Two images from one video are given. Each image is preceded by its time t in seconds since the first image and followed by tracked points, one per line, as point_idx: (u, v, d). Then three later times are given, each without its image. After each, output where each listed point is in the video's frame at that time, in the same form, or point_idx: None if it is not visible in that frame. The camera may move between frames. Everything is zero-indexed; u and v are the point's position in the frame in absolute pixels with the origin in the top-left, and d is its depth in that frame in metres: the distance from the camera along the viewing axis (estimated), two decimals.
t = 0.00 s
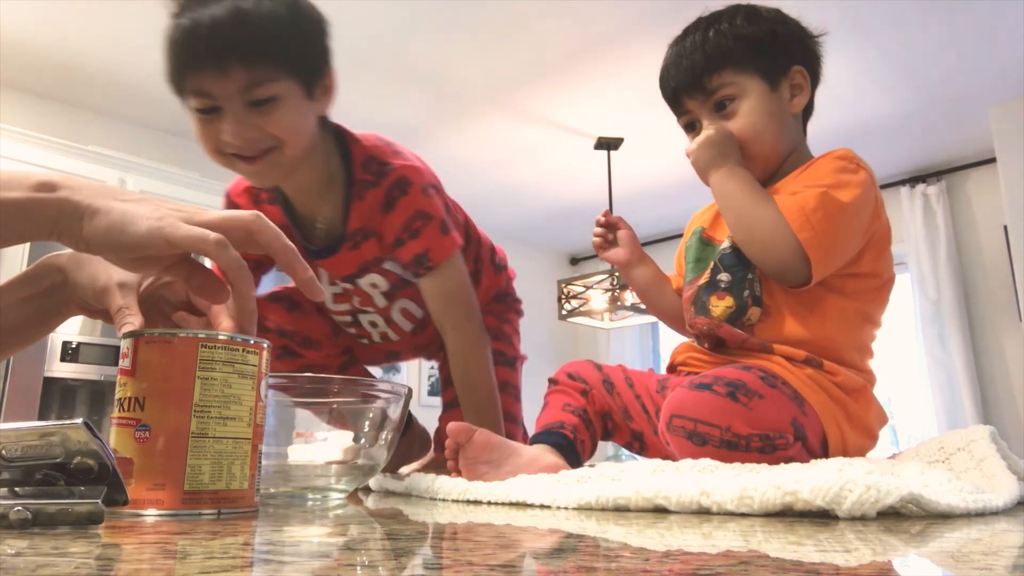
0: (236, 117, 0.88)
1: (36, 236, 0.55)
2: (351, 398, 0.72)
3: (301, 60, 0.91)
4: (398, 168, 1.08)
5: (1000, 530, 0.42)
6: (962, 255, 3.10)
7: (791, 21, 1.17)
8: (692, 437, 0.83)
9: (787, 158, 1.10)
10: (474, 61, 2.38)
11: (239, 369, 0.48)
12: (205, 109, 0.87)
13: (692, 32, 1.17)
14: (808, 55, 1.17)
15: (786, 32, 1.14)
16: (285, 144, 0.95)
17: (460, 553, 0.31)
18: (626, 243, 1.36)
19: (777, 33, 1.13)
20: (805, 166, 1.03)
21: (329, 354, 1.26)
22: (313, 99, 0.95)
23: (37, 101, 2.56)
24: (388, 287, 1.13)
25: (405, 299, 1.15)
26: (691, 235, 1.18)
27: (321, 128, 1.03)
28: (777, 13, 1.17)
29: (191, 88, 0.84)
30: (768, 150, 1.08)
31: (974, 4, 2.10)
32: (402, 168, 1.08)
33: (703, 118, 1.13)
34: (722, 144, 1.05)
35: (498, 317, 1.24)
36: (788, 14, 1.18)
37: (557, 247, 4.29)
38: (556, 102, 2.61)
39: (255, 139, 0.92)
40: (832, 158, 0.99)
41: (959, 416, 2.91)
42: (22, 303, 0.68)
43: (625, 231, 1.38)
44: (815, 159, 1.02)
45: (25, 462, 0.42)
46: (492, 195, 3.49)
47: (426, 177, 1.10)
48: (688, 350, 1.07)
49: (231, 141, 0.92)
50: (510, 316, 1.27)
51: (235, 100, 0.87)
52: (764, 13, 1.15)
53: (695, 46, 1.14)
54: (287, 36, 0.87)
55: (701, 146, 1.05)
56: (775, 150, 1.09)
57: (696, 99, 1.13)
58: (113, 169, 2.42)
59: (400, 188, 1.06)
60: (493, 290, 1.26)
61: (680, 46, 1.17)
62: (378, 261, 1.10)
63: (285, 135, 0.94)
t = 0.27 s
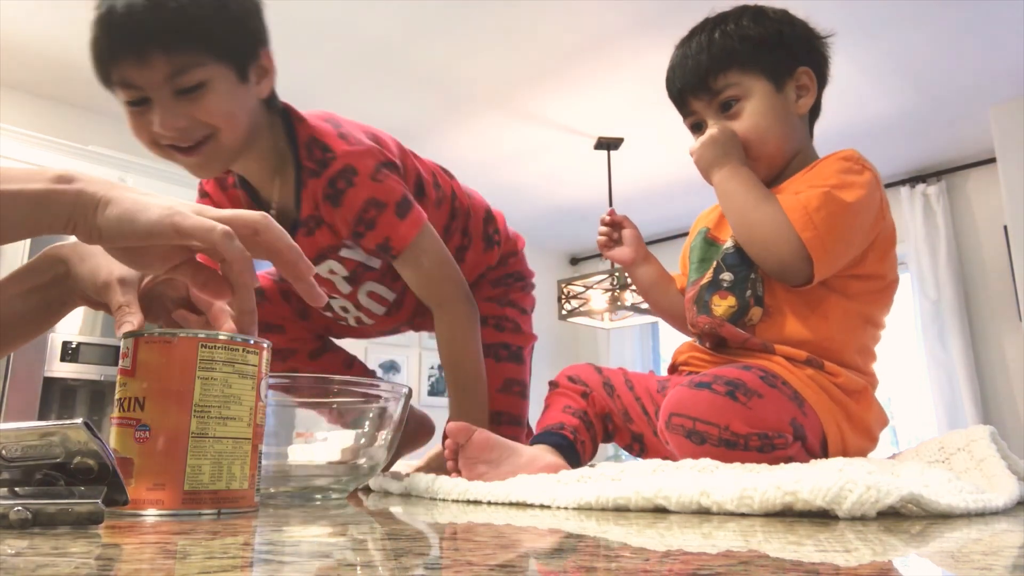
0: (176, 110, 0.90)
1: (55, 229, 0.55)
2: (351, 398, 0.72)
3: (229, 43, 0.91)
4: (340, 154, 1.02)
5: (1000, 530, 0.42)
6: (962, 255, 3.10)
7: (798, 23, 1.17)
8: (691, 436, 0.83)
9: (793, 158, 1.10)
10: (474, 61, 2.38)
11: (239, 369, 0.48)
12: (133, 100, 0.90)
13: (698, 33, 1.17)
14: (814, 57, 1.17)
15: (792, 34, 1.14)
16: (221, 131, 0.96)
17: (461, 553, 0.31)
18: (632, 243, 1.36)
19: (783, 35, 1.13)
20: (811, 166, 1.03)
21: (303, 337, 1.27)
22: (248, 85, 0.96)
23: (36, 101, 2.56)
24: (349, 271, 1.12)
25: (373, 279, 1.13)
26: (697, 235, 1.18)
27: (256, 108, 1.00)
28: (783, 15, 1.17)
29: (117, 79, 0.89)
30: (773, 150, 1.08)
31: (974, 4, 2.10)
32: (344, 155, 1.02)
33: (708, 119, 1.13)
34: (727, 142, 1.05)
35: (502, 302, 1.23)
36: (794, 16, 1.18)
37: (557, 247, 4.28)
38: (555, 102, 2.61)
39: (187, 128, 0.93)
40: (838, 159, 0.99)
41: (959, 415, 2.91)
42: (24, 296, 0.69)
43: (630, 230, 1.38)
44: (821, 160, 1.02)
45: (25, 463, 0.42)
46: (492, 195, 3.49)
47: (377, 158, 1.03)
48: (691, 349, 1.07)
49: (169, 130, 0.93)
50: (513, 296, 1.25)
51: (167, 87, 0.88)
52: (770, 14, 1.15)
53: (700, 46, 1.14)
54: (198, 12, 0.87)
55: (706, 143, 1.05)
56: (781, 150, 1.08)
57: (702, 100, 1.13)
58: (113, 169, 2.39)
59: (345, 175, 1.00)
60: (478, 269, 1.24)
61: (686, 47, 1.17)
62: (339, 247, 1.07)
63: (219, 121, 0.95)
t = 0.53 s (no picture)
0: (151, 104, 0.98)
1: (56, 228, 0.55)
2: (351, 399, 0.72)
3: (202, 40, 0.99)
4: (323, 138, 1.00)
5: (1000, 529, 0.42)
6: (962, 255, 3.10)
7: (800, 22, 1.17)
8: (689, 436, 0.84)
9: (795, 159, 1.10)
10: (474, 61, 2.38)
11: (238, 369, 0.48)
12: (113, 97, 1.00)
13: (700, 33, 1.17)
14: (817, 57, 1.17)
15: (794, 34, 1.14)
16: (197, 124, 1.02)
17: (461, 554, 0.31)
18: (635, 244, 1.36)
19: (785, 35, 1.13)
20: (812, 170, 1.02)
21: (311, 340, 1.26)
22: (223, 78, 1.03)
23: (35, 101, 2.55)
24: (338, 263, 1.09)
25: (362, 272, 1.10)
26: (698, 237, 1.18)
27: (235, 100, 1.05)
28: (786, 15, 1.17)
29: (96, 79, 0.98)
30: (775, 151, 1.08)
31: (974, 5, 2.10)
32: (327, 139, 0.99)
33: (710, 120, 1.13)
34: (728, 144, 1.05)
35: (505, 298, 1.21)
36: (796, 16, 1.18)
37: (557, 247, 4.28)
38: (555, 102, 2.61)
39: (161, 122, 1.00)
40: (839, 163, 0.99)
41: (959, 415, 2.91)
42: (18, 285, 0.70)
43: (634, 232, 1.38)
44: (823, 163, 1.02)
45: (25, 463, 0.42)
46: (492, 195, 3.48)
47: (360, 142, 1.01)
48: (692, 350, 1.07)
49: (148, 124, 1.00)
50: (515, 292, 1.23)
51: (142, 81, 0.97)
52: (772, 14, 1.15)
53: (702, 47, 1.14)
54: (171, 9, 0.95)
55: (706, 144, 1.05)
56: (782, 151, 1.08)
57: (703, 101, 1.13)
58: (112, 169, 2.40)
59: (326, 159, 0.98)
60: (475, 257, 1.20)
61: (688, 48, 1.17)
62: (324, 235, 1.05)
63: (193, 114, 1.00)
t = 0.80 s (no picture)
0: (152, 88, 0.98)
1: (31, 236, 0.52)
2: (352, 400, 0.72)
3: (207, 33, 1.00)
4: (323, 140, 0.99)
5: (1000, 529, 0.42)
6: (962, 255, 3.10)
7: (800, 23, 1.17)
8: (687, 436, 0.84)
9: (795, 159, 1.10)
10: (474, 61, 2.38)
11: (238, 369, 0.49)
12: (117, 81, 1.00)
13: (700, 34, 1.17)
14: (817, 57, 1.17)
15: (794, 34, 1.14)
16: (196, 112, 1.01)
17: (461, 553, 0.31)
18: (635, 245, 1.36)
19: (785, 35, 1.13)
20: (810, 172, 1.02)
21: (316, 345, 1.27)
22: (226, 71, 1.03)
23: (36, 101, 2.55)
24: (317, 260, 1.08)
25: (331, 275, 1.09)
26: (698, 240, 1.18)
27: (235, 97, 1.05)
28: (785, 15, 1.17)
29: (101, 62, 0.99)
30: (775, 152, 1.08)
31: (974, 5, 2.11)
32: (325, 142, 0.99)
33: (710, 121, 1.13)
34: (727, 147, 1.05)
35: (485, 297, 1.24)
36: (796, 16, 1.18)
37: (556, 247, 4.28)
38: (556, 102, 2.61)
39: (162, 106, 0.99)
40: (837, 164, 0.99)
41: (959, 415, 2.91)
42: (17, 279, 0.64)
43: (633, 233, 1.38)
44: (822, 165, 1.02)
45: (25, 463, 0.42)
46: (492, 195, 3.48)
47: (356, 150, 1.00)
48: (690, 351, 1.07)
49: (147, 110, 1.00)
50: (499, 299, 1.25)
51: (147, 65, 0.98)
52: (772, 15, 1.15)
53: (701, 48, 1.14)
54: None
55: (707, 145, 1.05)
56: (782, 151, 1.08)
57: (703, 101, 1.13)
58: (113, 169, 2.40)
59: (318, 161, 0.97)
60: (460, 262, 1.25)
61: (688, 48, 1.17)
62: (302, 237, 1.05)
63: (194, 101, 1.00)
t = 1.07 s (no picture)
0: (153, 84, 0.98)
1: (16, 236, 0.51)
2: (351, 402, 0.72)
3: (214, 40, 1.02)
4: (315, 156, 1.00)
5: (1000, 530, 0.42)
6: (962, 256, 3.09)
7: (800, 22, 1.17)
8: (687, 436, 0.84)
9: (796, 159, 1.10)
10: (474, 61, 2.38)
11: (238, 369, 0.49)
12: (120, 73, 1.01)
13: (701, 33, 1.17)
14: (818, 56, 1.17)
15: (795, 34, 1.14)
16: (193, 112, 1.00)
17: (461, 553, 0.31)
18: (634, 246, 1.36)
19: (786, 35, 1.13)
20: (809, 174, 1.03)
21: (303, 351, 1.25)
22: (228, 79, 1.03)
23: (36, 101, 2.55)
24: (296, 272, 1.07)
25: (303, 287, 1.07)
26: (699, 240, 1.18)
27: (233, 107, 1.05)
28: (786, 14, 1.17)
29: (107, 53, 1.00)
30: (775, 153, 1.08)
31: (974, 5, 2.11)
32: (318, 157, 1.00)
33: (710, 121, 1.13)
34: (727, 151, 1.05)
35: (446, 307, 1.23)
36: (797, 15, 1.18)
37: (556, 247, 4.28)
38: (556, 102, 2.61)
39: (159, 100, 0.99)
40: (839, 166, 0.99)
41: (960, 415, 2.91)
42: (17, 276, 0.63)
43: (633, 234, 1.38)
44: (822, 167, 1.02)
45: (25, 463, 0.42)
46: (492, 195, 3.48)
47: (347, 170, 1.02)
48: (690, 352, 1.07)
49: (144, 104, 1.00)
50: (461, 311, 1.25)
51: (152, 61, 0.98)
52: (773, 14, 1.15)
53: (702, 47, 1.14)
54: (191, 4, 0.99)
55: (709, 148, 1.05)
56: (782, 151, 1.08)
57: (704, 101, 1.13)
58: (113, 169, 2.41)
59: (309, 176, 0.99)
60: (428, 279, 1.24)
61: (689, 48, 1.17)
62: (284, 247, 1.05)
63: (192, 101, 1.00)
